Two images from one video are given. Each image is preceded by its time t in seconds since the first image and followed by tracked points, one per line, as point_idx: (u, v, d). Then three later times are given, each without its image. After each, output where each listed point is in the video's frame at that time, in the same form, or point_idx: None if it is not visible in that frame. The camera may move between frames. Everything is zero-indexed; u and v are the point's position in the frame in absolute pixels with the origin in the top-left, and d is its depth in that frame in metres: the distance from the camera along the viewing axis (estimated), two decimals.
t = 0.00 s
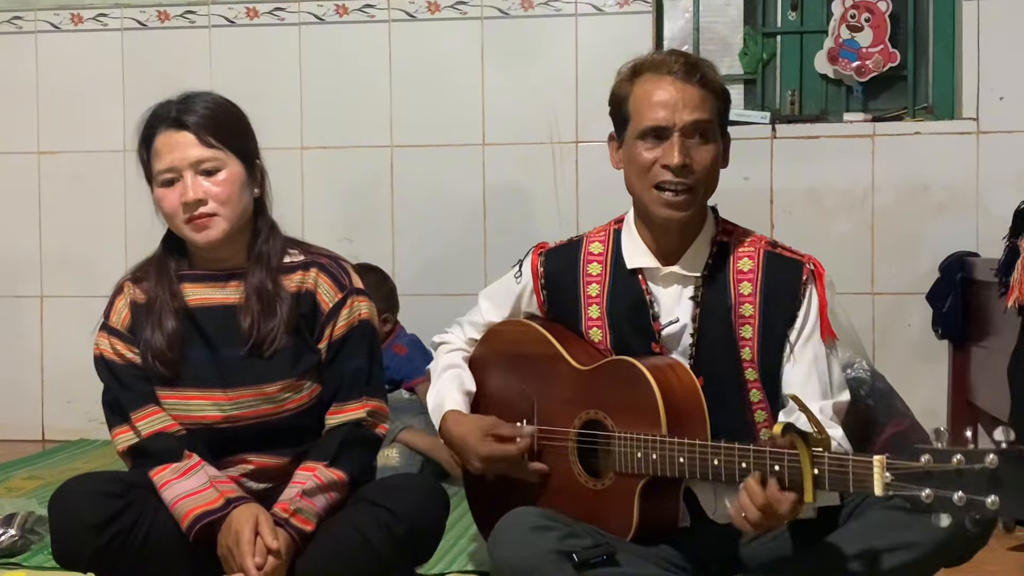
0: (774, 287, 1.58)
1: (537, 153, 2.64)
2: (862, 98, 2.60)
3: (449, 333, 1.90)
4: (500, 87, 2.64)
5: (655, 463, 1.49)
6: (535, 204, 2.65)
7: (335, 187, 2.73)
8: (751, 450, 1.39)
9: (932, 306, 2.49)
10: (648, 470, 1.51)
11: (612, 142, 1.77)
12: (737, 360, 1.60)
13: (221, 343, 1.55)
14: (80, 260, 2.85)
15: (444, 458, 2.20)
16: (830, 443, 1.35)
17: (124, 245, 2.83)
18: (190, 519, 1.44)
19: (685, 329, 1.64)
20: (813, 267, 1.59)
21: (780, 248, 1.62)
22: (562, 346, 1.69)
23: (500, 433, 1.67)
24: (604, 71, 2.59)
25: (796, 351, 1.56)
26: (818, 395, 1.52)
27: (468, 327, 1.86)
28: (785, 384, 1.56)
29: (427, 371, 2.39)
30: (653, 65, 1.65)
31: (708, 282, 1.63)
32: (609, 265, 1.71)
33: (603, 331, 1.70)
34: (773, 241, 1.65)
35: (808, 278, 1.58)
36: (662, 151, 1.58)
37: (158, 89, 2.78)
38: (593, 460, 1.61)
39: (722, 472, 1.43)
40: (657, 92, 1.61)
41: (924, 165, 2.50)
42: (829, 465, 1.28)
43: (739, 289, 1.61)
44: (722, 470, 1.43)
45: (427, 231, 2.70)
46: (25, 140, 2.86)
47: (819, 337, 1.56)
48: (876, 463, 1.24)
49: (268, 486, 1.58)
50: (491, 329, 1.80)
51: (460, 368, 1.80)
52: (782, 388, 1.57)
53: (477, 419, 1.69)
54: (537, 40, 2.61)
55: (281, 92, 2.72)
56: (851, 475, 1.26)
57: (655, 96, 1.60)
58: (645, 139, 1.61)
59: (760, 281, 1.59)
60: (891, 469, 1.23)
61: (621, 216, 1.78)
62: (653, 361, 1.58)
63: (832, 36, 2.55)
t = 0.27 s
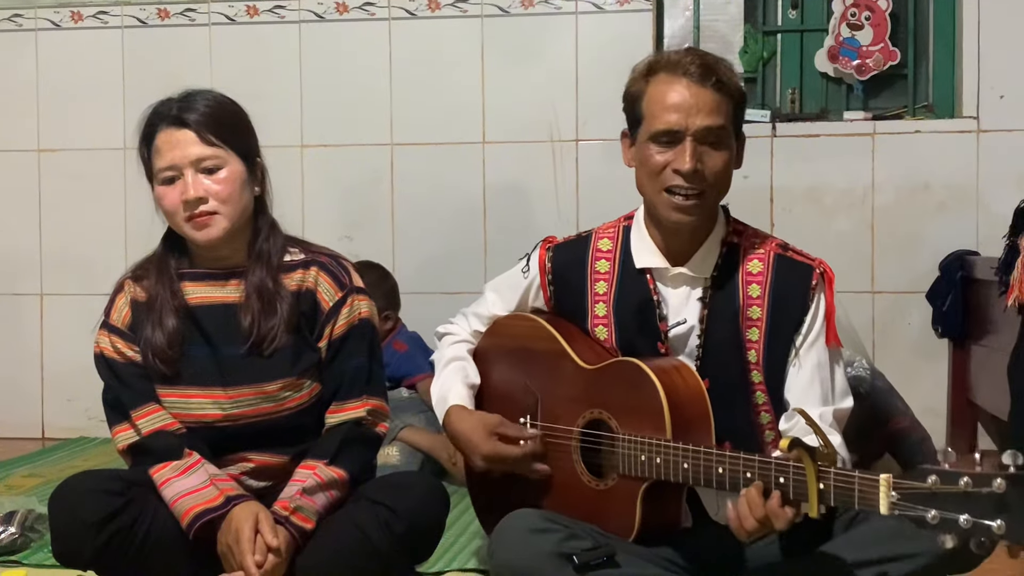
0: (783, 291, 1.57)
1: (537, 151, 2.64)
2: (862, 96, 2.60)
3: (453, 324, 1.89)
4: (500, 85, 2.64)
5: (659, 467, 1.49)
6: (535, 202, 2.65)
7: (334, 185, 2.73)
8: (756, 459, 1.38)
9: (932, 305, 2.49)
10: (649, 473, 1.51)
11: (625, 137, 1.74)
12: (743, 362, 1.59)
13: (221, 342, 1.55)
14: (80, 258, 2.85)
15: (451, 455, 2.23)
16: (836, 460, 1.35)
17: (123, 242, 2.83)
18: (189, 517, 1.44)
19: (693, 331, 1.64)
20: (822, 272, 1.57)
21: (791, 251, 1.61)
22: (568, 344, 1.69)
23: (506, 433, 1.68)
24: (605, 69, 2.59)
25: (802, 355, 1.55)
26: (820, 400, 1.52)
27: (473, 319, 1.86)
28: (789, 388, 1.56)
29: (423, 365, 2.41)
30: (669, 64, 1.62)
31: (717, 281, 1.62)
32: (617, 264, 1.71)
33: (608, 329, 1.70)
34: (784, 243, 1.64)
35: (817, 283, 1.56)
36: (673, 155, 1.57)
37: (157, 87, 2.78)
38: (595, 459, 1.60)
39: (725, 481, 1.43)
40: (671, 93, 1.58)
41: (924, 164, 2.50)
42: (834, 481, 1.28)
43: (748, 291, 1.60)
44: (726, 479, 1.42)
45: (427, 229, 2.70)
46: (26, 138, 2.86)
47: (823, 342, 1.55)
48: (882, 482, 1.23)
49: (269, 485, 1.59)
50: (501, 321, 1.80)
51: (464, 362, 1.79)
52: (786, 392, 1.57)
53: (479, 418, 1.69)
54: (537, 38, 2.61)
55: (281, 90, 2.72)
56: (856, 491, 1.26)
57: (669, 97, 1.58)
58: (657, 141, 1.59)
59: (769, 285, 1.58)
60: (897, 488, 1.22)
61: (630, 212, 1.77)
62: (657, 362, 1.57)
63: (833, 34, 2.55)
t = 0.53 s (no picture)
0: (792, 294, 1.53)
1: (537, 149, 2.64)
2: (862, 94, 2.60)
3: (458, 313, 1.88)
4: (500, 83, 2.64)
5: (663, 469, 1.48)
6: (535, 200, 2.65)
7: (335, 183, 2.73)
8: (761, 468, 1.36)
9: (932, 303, 2.49)
10: (653, 475, 1.49)
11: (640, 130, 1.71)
12: (749, 364, 1.55)
13: (221, 341, 1.54)
14: (80, 256, 2.85)
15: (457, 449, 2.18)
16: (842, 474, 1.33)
17: (123, 240, 2.83)
18: (189, 515, 1.44)
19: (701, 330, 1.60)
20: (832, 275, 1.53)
21: (802, 253, 1.56)
22: (573, 341, 1.67)
23: (510, 433, 1.67)
24: (605, 67, 2.59)
25: (809, 359, 1.51)
26: (825, 406, 1.48)
27: (479, 311, 1.86)
28: (795, 393, 1.51)
29: (431, 364, 2.43)
30: (684, 57, 1.59)
31: (725, 281, 1.59)
32: (626, 260, 1.67)
33: (615, 326, 1.66)
34: (795, 245, 1.59)
35: (826, 288, 1.51)
36: (681, 148, 1.53)
37: (157, 85, 2.78)
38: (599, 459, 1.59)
39: (730, 487, 1.41)
40: (683, 86, 1.55)
41: (924, 161, 2.50)
42: (840, 493, 1.26)
43: (756, 292, 1.55)
44: (730, 485, 1.41)
45: (427, 227, 2.70)
46: (26, 135, 2.86)
47: (831, 346, 1.51)
48: (887, 498, 1.21)
49: (269, 483, 1.59)
50: (508, 314, 1.79)
51: (470, 354, 1.79)
52: (791, 396, 1.53)
53: (484, 415, 1.69)
54: (538, 37, 2.61)
55: (282, 87, 2.72)
56: (861, 506, 1.23)
57: (681, 90, 1.54)
58: (666, 133, 1.56)
59: (778, 286, 1.54)
60: (903, 503, 1.20)
61: (640, 209, 1.74)
62: (662, 363, 1.55)
63: (833, 32, 2.54)
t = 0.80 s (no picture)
0: (802, 295, 1.45)
1: (537, 147, 2.64)
2: (862, 92, 2.59)
3: (464, 304, 1.82)
4: (500, 81, 2.64)
5: (665, 471, 1.42)
6: (535, 198, 2.65)
7: (335, 180, 2.73)
8: (765, 474, 1.32)
9: (932, 300, 2.49)
10: (654, 476, 1.44)
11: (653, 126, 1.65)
12: (756, 366, 1.48)
13: (222, 339, 1.55)
14: (80, 254, 2.85)
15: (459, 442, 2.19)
16: (848, 482, 1.28)
17: (123, 239, 2.83)
18: (189, 512, 1.44)
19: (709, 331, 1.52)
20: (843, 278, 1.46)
21: (814, 255, 1.49)
22: (579, 336, 1.61)
23: (512, 429, 1.61)
24: (604, 64, 2.59)
25: (818, 363, 1.44)
26: (832, 411, 1.42)
27: (484, 301, 1.78)
28: (801, 398, 1.45)
29: (430, 360, 2.41)
30: (699, 51, 1.53)
31: (735, 279, 1.51)
32: (636, 256, 1.59)
33: (622, 323, 1.59)
34: (807, 246, 1.51)
35: (837, 291, 1.44)
36: (691, 143, 1.48)
37: (156, 83, 2.78)
38: (603, 455, 1.53)
39: (733, 493, 1.36)
40: (696, 80, 1.49)
41: (924, 159, 2.50)
42: (844, 506, 1.22)
43: (765, 293, 1.48)
44: (734, 491, 1.36)
45: (426, 225, 2.70)
46: (25, 133, 2.86)
47: (840, 350, 1.44)
48: (890, 513, 1.17)
49: (269, 480, 1.59)
50: (514, 306, 1.72)
51: (474, 345, 1.73)
52: (798, 400, 1.46)
53: (488, 409, 1.63)
54: (538, 35, 2.61)
55: (281, 85, 2.72)
56: (864, 521, 1.20)
57: (693, 84, 1.49)
58: (677, 127, 1.50)
59: (788, 287, 1.46)
60: (907, 521, 1.16)
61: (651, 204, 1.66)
62: (667, 362, 1.49)
63: (832, 30, 2.55)
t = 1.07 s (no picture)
0: (811, 299, 1.45)
1: (536, 144, 2.64)
2: (861, 89, 2.60)
3: (471, 292, 1.81)
4: (499, 79, 2.64)
5: (669, 475, 1.42)
6: (534, 196, 2.65)
7: (334, 178, 2.72)
8: (770, 484, 1.29)
9: (932, 297, 2.49)
10: (658, 479, 1.43)
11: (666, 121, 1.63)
12: (762, 366, 1.47)
13: (221, 338, 1.55)
14: (79, 252, 2.85)
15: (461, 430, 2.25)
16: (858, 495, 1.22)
17: (122, 237, 2.83)
18: (189, 511, 1.44)
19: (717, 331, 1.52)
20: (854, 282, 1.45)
21: (824, 258, 1.48)
22: (585, 332, 1.60)
23: (518, 416, 1.61)
24: (603, 62, 2.59)
25: (825, 366, 1.44)
26: (838, 415, 1.42)
27: (491, 292, 1.78)
28: (807, 401, 1.44)
29: (430, 359, 2.41)
30: (716, 48, 1.51)
31: (744, 279, 1.50)
32: (645, 253, 1.59)
33: (629, 320, 1.59)
34: (817, 250, 1.51)
35: (848, 293, 1.44)
36: (704, 141, 1.46)
37: (155, 82, 2.77)
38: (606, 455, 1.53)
39: (737, 500, 1.34)
40: (712, 78, 1.47)
41: (923, 156, 2.50)
42: (850, 522, 1.18)
43: (774, 295, 1.47)
44: (737, 498, 1.33)
45: (426, 223, 2.70)
46: (24, 132, 2.85)
47: (849, 354, 1.43)
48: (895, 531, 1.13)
49: (268, 479, 1.59)
50: (520, 300, 1.73)
51: (480, 335, 1.73)
52: (804, 402, 1.45)
53: (492, 397, 1.62)
54: (537, 33, 2.60)
55: (280, 84, 2.72)
56: (868, 537, 1.16)
57: (708, 82, 1.47)
58: (691, 125, 1.48)
59: (797, 289, 1.46)
60: (912, 541, 1.12)
61: (662, 201, 1.66)
62: (672, 364, 1.48)
63: (831, 26, 2.54)
